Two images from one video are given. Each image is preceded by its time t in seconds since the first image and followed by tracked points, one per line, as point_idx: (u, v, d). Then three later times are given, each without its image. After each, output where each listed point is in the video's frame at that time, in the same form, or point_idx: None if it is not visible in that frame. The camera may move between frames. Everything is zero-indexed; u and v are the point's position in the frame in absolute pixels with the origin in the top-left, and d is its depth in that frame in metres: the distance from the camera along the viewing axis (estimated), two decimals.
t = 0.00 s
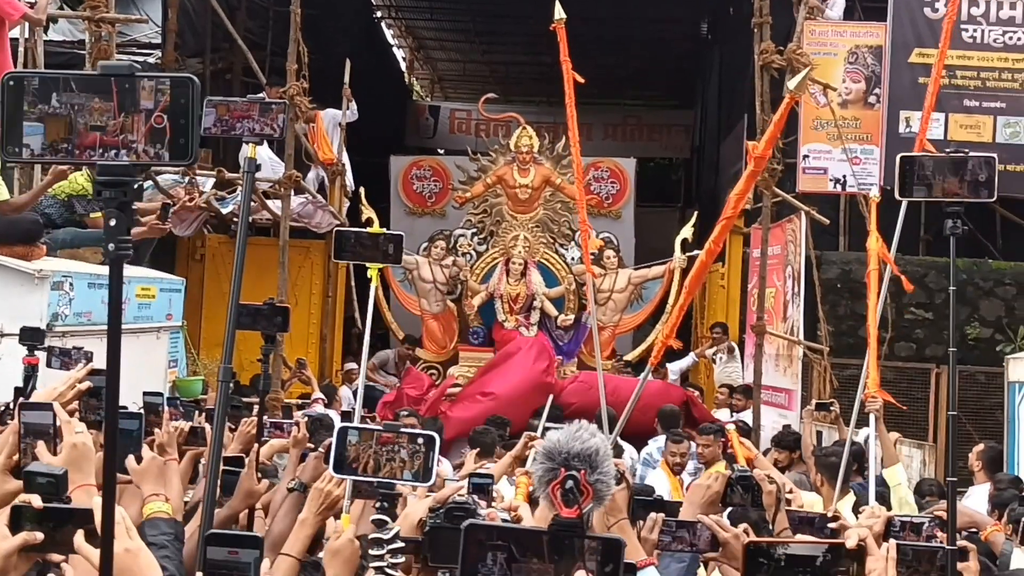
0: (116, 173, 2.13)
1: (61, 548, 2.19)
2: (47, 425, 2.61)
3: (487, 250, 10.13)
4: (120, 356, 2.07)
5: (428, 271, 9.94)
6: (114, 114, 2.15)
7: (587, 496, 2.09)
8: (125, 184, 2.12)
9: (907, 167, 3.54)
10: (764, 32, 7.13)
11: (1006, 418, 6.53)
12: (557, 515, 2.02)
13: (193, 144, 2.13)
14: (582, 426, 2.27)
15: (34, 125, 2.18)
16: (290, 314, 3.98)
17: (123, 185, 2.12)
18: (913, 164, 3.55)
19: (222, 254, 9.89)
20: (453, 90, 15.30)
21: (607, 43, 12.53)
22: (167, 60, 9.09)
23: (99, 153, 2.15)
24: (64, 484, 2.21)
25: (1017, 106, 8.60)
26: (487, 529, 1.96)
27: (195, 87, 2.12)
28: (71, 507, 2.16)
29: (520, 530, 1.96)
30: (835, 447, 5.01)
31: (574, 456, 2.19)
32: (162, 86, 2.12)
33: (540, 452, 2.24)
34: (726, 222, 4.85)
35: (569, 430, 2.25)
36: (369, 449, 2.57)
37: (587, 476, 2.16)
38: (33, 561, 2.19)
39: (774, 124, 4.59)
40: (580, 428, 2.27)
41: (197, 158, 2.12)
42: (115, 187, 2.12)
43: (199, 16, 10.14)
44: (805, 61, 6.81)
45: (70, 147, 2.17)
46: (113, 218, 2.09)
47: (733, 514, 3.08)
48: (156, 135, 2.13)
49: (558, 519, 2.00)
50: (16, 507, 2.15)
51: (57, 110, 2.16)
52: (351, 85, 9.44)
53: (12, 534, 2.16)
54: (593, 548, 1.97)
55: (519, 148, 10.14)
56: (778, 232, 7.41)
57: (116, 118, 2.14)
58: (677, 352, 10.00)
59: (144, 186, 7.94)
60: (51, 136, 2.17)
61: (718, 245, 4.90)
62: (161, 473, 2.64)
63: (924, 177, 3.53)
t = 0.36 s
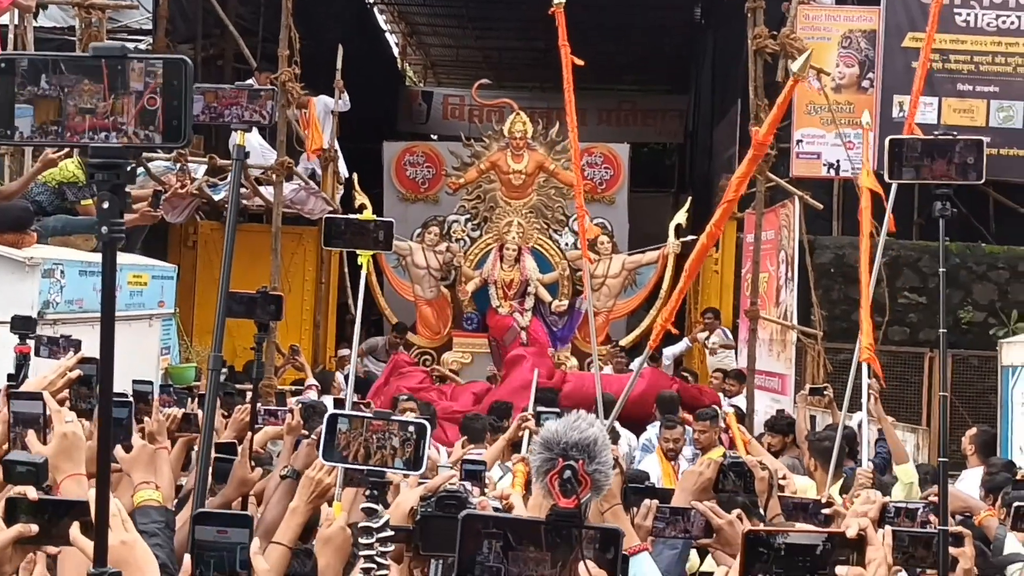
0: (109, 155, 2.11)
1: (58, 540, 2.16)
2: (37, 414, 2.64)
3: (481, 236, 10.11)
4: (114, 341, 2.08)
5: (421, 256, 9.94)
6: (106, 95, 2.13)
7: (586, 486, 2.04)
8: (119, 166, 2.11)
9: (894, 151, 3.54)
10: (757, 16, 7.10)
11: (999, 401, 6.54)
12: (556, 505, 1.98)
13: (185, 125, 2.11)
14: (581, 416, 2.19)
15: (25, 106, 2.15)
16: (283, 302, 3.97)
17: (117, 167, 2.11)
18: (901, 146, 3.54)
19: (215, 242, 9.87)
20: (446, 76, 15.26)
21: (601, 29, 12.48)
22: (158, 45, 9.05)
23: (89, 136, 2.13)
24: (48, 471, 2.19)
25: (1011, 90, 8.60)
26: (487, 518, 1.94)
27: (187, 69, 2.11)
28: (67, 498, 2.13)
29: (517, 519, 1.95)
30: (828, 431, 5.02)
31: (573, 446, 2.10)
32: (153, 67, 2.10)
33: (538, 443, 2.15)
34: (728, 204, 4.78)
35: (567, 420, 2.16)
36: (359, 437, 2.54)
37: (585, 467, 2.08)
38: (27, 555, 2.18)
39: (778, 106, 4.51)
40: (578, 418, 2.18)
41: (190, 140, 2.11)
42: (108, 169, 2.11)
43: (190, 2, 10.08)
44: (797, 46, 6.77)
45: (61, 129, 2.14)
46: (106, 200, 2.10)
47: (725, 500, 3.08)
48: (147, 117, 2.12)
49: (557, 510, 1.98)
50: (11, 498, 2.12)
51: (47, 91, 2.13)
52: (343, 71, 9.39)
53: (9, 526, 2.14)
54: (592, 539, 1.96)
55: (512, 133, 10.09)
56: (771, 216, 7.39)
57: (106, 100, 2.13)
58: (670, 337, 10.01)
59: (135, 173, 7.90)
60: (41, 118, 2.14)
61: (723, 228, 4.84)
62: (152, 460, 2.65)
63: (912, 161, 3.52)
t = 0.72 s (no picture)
0: (101, 153, 1.95)
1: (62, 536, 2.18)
2: (32, 409, 2.66)
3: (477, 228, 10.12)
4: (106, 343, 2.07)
5: (417, 249, 9.85)
6: (96, 91, 1.94)
7: (578, 479, 2.00)
8: (111, 164, 1.97)
9: (887, 142, 3.54)
10: (752, 6, 7.10)
11: (993, 390, 6.56)
12: (550, 497, 1.94)
13: (178, 122, 1.92)
14: (573, 407, 2.11)
15: (12, 102, 1.97)
16: (278, 296, 3.99)
17: (109, 165, 1.96)
18: (893, 138, 3.54)
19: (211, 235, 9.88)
20: (442, 68, 15.24)
21: (596, 20, 12.46)
22: (153, 37, 9.03)
23: (78, 134, 1.95)
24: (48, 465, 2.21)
25: (1006, 80, 8.62)
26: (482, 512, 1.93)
27: (181, 65, 1.91)
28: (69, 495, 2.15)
29: (512, 512, 1.94)
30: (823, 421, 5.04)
31: (567, 439, 2.03)
32: (143, 64, 1.91)
33: (532, 436, 2.07)
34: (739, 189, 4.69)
35: (560, 412, 2.09)
36: (348, 433, 2.55)
37: (580, 461, 2.02)
38: (30, 551, 2.19)
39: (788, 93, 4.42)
40: (571, 409, 2.10)
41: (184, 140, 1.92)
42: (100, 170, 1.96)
43: None
44: (793, 36, 6.77)
45: (49, 127, 1.96)
46: (99, 200, 1.97)
47: (717, 491, 3.09)
48: (138, 115, 1.93)
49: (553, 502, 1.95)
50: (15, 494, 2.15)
51: (36, 87, 1.95)
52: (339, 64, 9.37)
53: (11, 522, 2.16)
54: (586, 531, 1.95)
55: (507, 125, 10.10)
56: (766, 207, 7.39)
57: (96, 96, 1.94)
58: (666, 328, 10.05)
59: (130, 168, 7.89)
60: (29, 114, 1.97)
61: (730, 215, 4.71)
62: (146, 455, 2.68)
63: (903, 150, 3.53)
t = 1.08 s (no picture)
0: (91, 160, 2.05)
1: (58, 536, 2.16)
2: (26, 407, 2.62)
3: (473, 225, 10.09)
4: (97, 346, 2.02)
5: (414, 246, 9.85)
6: (89, 99, 2.05)
7: (572, 477, 1.96)
8: (100, 171, 2.05)
9: (884, 138, 3.50)
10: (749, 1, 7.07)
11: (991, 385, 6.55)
12: (544, 496, 1.90)
13: (167, 130, 2.03)
14: (567, 406, 2.09)
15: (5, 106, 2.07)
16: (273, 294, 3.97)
17: (98, 172, 2.05)
18: (890, 135, 3.51)
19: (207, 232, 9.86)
20: (438, 64, 15.21)
21: (592, 16, 12.42)
22: (148, 34, 8.99)
23: (70, 139, 2.06)
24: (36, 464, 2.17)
25: (1003, 74, 8.61)
26: (474, 510, 1.86)
27: (169, 72, 2.03)
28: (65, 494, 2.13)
29: (505, 510, 1.87)
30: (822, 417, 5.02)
31: (560, 437, 2.02)
32: (133, 72, 2.03)
33: (525, 434, 2.05)
34: (744, 190, 4.67)
35: (554, 411, 2.07)
36: (342, 435, 2.54)
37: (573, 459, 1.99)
38: (28, 550, 2.16)
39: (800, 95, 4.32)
40: (565, 408, 2.08)
41: (171, 145, 2.03)
42: (89, 174, 2.05)
43: None
44: (789, 31, 6.74)
45: (43, 134, 2.07)
46: (89, 207, 2.06)
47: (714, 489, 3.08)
48: (127, 121, 2.04)
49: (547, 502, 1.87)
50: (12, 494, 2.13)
51: (29, 93, 2.05)
52: (333, 61, 9.35)
53: (8, 523, 2.14)
54: (580, 531, 1.86)
55: (504, 121, 10.06)
56: (763, 203, 7.37)
57: (87, 102, 2.05)
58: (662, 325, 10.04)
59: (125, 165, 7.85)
60: (22, 118, 2.07)
61: (735, 215, 4.67)
62: (140, 454, 2.66)
63: (900, 145, 3.50)
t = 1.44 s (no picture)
0: (82, 169, 2.05)
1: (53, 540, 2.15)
2: (20, 410, 2.60)
3: (471, 225, 10.08)
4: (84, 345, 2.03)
5: (412, 246, 9.82)
6: (82, 109, 2.03)
7: (562, 480, 1.94)
8: (91, 181, 2.05)
9: (883, 136, 3.49)
10: None
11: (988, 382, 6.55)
12: (533, 499, 1.88)
13: (157, 140, 2.03)
14: (556, 411, 2.08)
15: None
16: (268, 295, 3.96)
17: (88, 182, 2.05)
18: (889, 133, 3.49)
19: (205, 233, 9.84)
20: (435, 64, 15.20)
21: (590, 15, 12.41)
22: (144, 35, 8.97)
23: (62, 149, 2.04)
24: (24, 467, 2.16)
25: (1000, 72, 8.61)
26: (464, 513, 1.85)
27: (160, 81, 2.03)
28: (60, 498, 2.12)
29: (496, 513, 1.85)
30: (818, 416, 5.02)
31: (550, 441, 1.99)
32: (126, 82, 2.02)
33: (515, 438, 2.03)
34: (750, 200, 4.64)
35: (543, 416, 2.05)
36: (335, 437, 2.51)
37: (563, 461, 1.97)
38: (24, 554, 2.16)
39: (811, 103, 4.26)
40: (554, 413, 2.07)
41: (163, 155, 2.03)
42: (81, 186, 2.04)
43: None
44: (786, 30, 6.73)
45: (37, 145, 2.05)
46: (75, 215, 2.05)
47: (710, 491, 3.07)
48: (121, 132, 2.03)
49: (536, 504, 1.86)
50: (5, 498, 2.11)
51: (22, 103, 2.03)
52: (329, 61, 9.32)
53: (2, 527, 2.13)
54: (569, 533, 1.85)
55: (502, 121, 10.04)
56: (761, 201, 7.36)
57: (83, 113, 2.03)
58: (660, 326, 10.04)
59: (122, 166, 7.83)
60: (16, 130, 2.05)
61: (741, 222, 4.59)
62: (135, 457, 2.66)
63: (899, 143, 3.49)
